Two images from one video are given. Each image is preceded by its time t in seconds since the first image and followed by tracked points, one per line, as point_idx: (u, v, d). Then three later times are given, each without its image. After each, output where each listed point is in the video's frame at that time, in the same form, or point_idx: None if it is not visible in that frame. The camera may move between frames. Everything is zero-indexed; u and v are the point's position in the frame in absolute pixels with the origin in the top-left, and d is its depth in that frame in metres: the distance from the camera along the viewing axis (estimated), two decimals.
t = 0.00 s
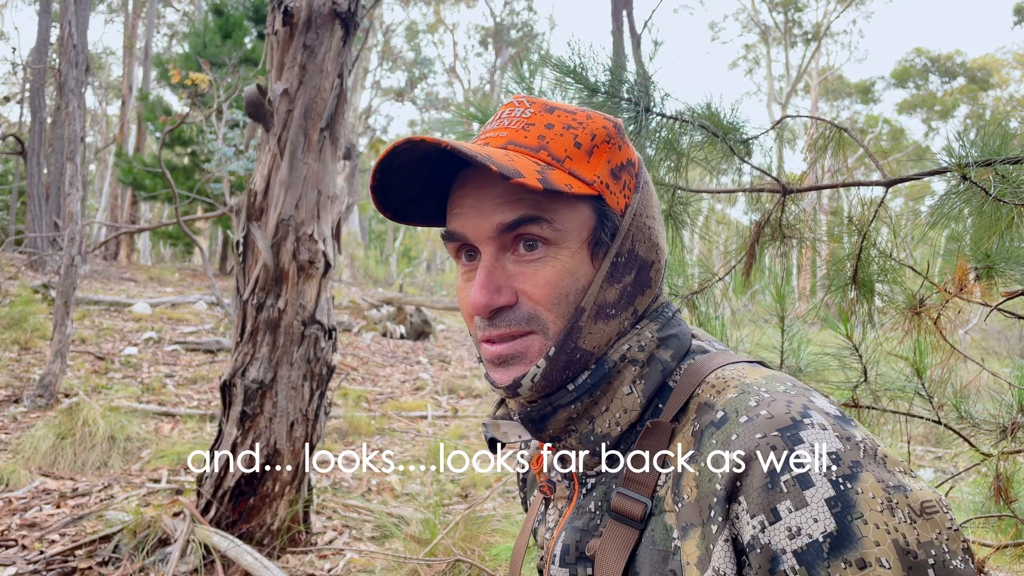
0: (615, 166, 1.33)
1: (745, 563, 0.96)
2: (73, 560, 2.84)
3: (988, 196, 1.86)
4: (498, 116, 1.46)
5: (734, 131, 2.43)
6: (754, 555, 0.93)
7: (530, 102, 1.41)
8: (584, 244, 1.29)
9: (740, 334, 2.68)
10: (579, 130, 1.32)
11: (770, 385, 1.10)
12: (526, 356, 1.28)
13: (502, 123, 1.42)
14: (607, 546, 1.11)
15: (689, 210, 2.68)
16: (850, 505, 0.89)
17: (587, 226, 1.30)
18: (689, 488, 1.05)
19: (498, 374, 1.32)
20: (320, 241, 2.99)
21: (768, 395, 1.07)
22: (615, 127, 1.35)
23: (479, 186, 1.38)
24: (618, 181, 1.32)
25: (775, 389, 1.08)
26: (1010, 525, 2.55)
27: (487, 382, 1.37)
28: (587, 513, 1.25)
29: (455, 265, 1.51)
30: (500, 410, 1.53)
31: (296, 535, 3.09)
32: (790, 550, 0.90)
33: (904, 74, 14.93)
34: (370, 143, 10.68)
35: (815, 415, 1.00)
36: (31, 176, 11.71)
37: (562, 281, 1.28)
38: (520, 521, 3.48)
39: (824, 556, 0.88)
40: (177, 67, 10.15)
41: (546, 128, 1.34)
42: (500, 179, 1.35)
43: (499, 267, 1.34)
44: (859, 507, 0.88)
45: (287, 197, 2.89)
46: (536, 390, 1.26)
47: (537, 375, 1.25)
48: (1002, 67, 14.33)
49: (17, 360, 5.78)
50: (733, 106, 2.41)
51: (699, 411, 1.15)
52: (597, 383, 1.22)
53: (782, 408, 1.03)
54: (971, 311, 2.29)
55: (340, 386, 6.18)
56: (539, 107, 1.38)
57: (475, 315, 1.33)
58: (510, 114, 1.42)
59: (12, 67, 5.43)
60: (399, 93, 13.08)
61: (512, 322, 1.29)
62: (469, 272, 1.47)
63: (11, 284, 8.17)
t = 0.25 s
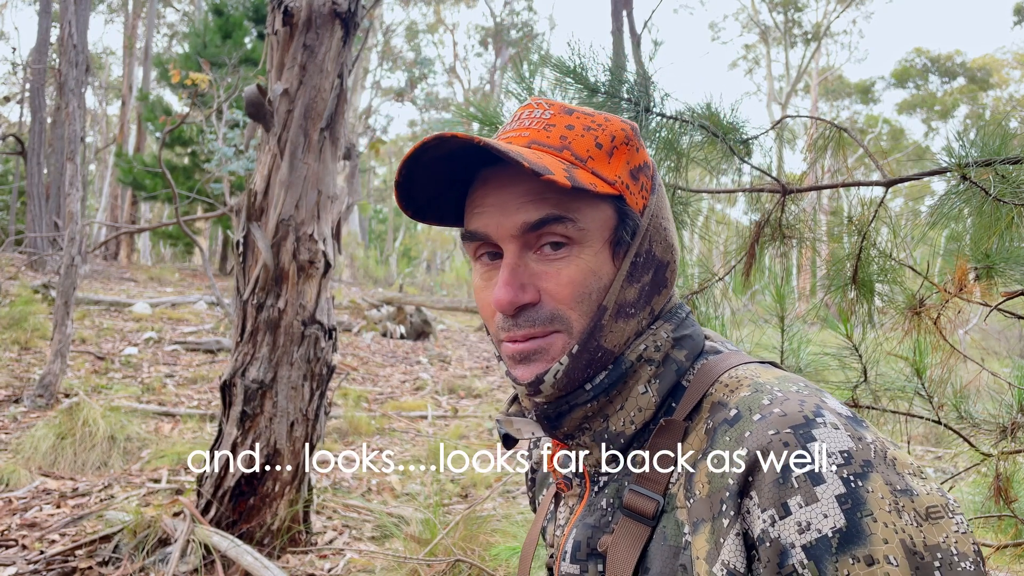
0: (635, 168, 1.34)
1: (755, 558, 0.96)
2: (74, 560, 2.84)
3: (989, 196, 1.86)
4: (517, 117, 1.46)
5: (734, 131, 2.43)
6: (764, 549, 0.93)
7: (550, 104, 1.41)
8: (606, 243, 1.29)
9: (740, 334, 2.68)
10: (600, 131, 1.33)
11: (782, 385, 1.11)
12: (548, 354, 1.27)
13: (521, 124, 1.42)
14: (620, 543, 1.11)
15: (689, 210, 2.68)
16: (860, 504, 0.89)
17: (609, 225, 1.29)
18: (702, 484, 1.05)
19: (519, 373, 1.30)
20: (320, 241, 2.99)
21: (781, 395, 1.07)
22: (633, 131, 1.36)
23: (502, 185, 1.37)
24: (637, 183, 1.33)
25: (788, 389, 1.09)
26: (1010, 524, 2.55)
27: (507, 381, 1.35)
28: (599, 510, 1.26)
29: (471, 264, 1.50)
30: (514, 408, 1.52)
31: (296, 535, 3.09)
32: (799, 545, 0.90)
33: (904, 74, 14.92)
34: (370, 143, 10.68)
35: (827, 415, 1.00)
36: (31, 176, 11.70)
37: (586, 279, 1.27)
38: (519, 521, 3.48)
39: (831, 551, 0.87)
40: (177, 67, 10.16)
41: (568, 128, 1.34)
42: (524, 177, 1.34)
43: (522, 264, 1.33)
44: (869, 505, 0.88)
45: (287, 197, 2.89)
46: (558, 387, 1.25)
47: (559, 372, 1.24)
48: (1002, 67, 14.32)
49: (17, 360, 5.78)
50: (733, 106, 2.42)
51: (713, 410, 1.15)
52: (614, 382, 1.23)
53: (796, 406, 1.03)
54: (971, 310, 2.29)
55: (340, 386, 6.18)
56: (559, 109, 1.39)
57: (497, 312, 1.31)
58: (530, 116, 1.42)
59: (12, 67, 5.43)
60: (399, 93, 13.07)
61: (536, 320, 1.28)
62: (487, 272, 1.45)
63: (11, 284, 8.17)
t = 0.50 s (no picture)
0: (645, 170, 1.34)
1: (763, 560, 0.96)
2: (74, 560, 2.84)
3: (988, 196, 1.86)
4: (528, 118, 1.46)
5: (734, 131, 2.43)
6: (772, 552, 0.93)
7: (561, 104, 1.41)
8: (615, 245, 1.29)
9: (740, 334, 2.67)
10: (611, 133, 1.33)
11: (791, 389, 1.10)
12: (557, 354, 1.28)
13: (532, 124, 1.42)
14: (627, 544, 1.10)
15: (689, 210, 2.68)
16: (870, 509, 0.89)
17: (619, 227, 1.30)
18: (710, 486, 1.05)
19: (528, 372, 1.31)
20: (320, 241, 2.99)
21: (791, 399, 1.07)
22: (644, 133, 1.36)
23: (513, 185, 1.38)
24: (648, 185, 1.33)
25: (797, 393, 1.09)
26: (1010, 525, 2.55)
27: (515, 380, 1.36)
28: (606, 511, 1.25)
29: (482, 263, 1.51)
30: (521, 408, 1.50)
31: (296, 535, 3.09)
32: (808, 548, 0.90)
33: (904, 74, 14.92)
34: (370, 142, 10.68)
35: (837, 419, 1.00)
36: (31, 176, 11.70)
37: (595, 280, 1.28)
38: (519, 521, 3.48)
39: (841, 555, 0.88)
40: (177, 67, 10.16)
41: (579, 129, 1.34)
42: (535, 178, 1.35)
43: (531, 265, 1.34)
44: (879, 510, 0.89)
45: (287, 197, 2.89)
46: (567, 392, 1.26)
47: (569, 377, 1.25)
48: (1001, 67, 14.33)
49: (17, 360, 5.78)
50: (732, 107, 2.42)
51: (722, 413, 1.14)
52: (622, 383, 1.22)
53: (806, 410, 1.03)
54: (971, 311, 2.29)
55: (340, 386, 6.18)
56: (571, 110, 1.39)
57: (506, 312, 1.33)
58: (541, 116, 1.42)
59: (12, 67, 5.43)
60: (399, 93, 13.08)
61: (545, 320, 1.29)
62: (497, 272, 1.47)
63: (11, 284, 8.17)
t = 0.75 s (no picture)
0: (633, 175, 1.34)
1: (760, 565, 0.97)
2: (74, 560, 2.84)
3: (989, 196, 1.86)
4: (515, 126, 1.46)
5: (734, 131, 2.43)
6: (769, 557, 0.93)
7: (547, 111, 1.41)
8: (604, 251, 1.29)
9: (740, 334, 2.67)
10: (596, 139, 1.33)
11: (788, 392, 1.10)
12: (546, 362, 1.28)
13: (518, 132, 1.43)
14: (624, 548, 1.12)
15: (689, 210, 2.68)
16: (865, 514, 0.89)
17: (606, 233, 1.30)
18: (706, 491, 1.05)
19: (518, 380, 1.31)
20: (320, 241, 2.99)
21: (787, 402, 1.07)
22: (631, 137, 1.35)
23: (499, 195, 1.38)
24: (635, 190, 1.33)
25: (792, 396, 1.08)
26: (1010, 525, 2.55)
27: (506, 388, 1.36)
28: (603, 515, 1.27)
29: (473, 273, 1.51)
30: (518, 413, 1.50)
31: (296, 535, 3.09)
32: (805, 554, 0.91)
33: (904, 74, 14.93)
34: (370, 142, 10.68)
35: (833, 423, 0.99)
36: (31, 176, 11.70)
37: (583, 288, 1.28)
38: (519, 521, 3.48)
39: (838, 560, 0.88)
40: (177, 67, 10.16)
41: (564, 137, 1.34)
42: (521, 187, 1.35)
43: (519, 274, 1.34)
44: (875, 515, 0.89)
45: (287, 197, 2.89)
46: (556, 396, 1.25)
47: (558, 382, 1.25)
48: (1002, 67, 14.33)
49: (17, 360, 5.78)
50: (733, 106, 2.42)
51: (718, 417, 1.14)
52: (616, 388, 1.22)
53: (801, 414, 1.02)
54: (971, 310, 2.29)
55: (340, 386, 6.18)
56: (556, 117, 1.39)
57: (495, 322, 1.33)
58: (527, 124, 1.42)
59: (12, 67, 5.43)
60: (399, 93, 13.08)
61: (533, 330, 1.29)
62: (488, 281, 1.47)
63: (11, 284, 8.16)
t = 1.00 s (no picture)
0: (620, 179, 1.33)
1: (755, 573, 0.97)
2: (74, 560, 2.84)
3: (989, 196, 1.86)
4: (501, 130, 1.46)
5: (734, 131, 2.43)
6: (765, 566, 0.93)
7: (533, 115, 1.41)
8: (591, 258, 1.29)
9: (740, 334, 2.67)
10: (583, 143, 1.33)
11: (781, 397, 1.10)
12: (534, 370, 1.29)
13: (504, 137, 1.43)
14: (619, 556, 1.12)
15: (689, 210, 2.68)
16: (861, 521, 0.89)
17: (594, 239, 1.30)
18: (700, 498, 1.05)
19: (507, 388, 1.32)
20: (320, 241, 2.99)
21: (780, 407, 1.07)
22: (618, 140, 1.35)
23: (485, 203, 1.38)
24: (623, 194, 1.33)
25: (785, 401, 1.09)
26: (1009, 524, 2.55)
27: (497, 396, 1.37)
28: (597, 521, 1.26)
29: (462, 280, 1.51)
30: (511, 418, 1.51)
31: (296, 535, 3.09)
32: (800, 562, 0.90)
33: (904, 74, 14.93)
34: (370, 142, 10.68)
35: (828, 428, 0.99)
36: (31, 176, 11.69)
37: (571, 295, 1.28)
38: (519, 521, 3.48)
39: (833, 568, 0.88)
40: (177, 67, 10.16)
41: (550, 141, 1.34)
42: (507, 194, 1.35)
43: (507, 282, 1.34)
44: (871, 521, 0.89)
45: (287, 197, 2.89)
46: (546, 405, 1.27)
47: (548, 391, 1.26)
48: (1002, 67, 14.34)
49: (17, 360, 5.78)
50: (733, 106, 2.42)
51: (712, 422, 1.14)
52: (608, 395, 1.22)
53: (794, 420, 1.02)
54: (971, 310, 2.29)
55: (340, 386, 6.18)
56: (542, 121, 1.39)
57: (484, 331, 1.33)
58: (514, 128, 1.42)
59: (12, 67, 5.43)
60: (400, 93, 13.08)
61: (521, 338, 1.30)
62: (477, 288, 1.47)
63: (11, 284, 8.16)
